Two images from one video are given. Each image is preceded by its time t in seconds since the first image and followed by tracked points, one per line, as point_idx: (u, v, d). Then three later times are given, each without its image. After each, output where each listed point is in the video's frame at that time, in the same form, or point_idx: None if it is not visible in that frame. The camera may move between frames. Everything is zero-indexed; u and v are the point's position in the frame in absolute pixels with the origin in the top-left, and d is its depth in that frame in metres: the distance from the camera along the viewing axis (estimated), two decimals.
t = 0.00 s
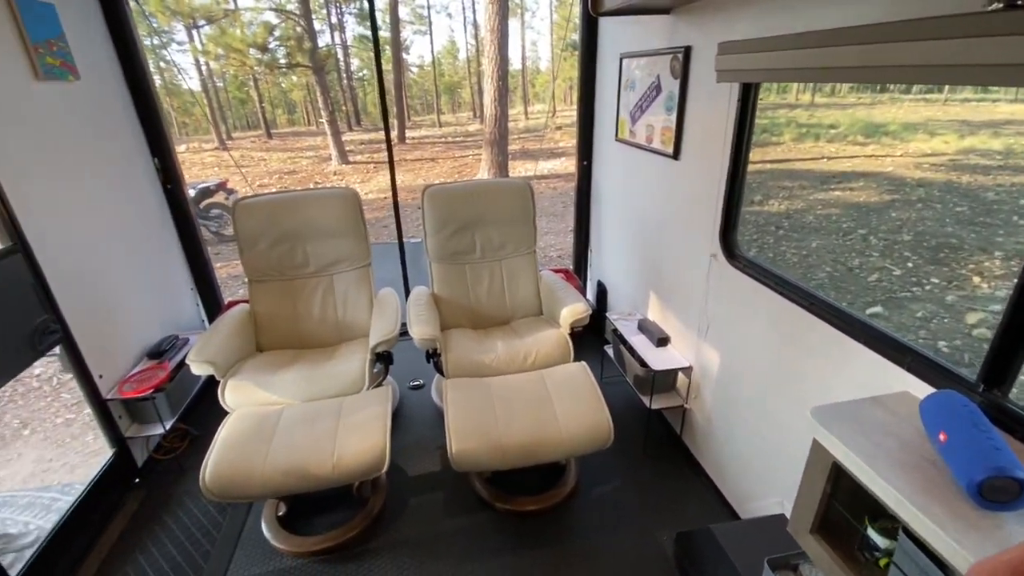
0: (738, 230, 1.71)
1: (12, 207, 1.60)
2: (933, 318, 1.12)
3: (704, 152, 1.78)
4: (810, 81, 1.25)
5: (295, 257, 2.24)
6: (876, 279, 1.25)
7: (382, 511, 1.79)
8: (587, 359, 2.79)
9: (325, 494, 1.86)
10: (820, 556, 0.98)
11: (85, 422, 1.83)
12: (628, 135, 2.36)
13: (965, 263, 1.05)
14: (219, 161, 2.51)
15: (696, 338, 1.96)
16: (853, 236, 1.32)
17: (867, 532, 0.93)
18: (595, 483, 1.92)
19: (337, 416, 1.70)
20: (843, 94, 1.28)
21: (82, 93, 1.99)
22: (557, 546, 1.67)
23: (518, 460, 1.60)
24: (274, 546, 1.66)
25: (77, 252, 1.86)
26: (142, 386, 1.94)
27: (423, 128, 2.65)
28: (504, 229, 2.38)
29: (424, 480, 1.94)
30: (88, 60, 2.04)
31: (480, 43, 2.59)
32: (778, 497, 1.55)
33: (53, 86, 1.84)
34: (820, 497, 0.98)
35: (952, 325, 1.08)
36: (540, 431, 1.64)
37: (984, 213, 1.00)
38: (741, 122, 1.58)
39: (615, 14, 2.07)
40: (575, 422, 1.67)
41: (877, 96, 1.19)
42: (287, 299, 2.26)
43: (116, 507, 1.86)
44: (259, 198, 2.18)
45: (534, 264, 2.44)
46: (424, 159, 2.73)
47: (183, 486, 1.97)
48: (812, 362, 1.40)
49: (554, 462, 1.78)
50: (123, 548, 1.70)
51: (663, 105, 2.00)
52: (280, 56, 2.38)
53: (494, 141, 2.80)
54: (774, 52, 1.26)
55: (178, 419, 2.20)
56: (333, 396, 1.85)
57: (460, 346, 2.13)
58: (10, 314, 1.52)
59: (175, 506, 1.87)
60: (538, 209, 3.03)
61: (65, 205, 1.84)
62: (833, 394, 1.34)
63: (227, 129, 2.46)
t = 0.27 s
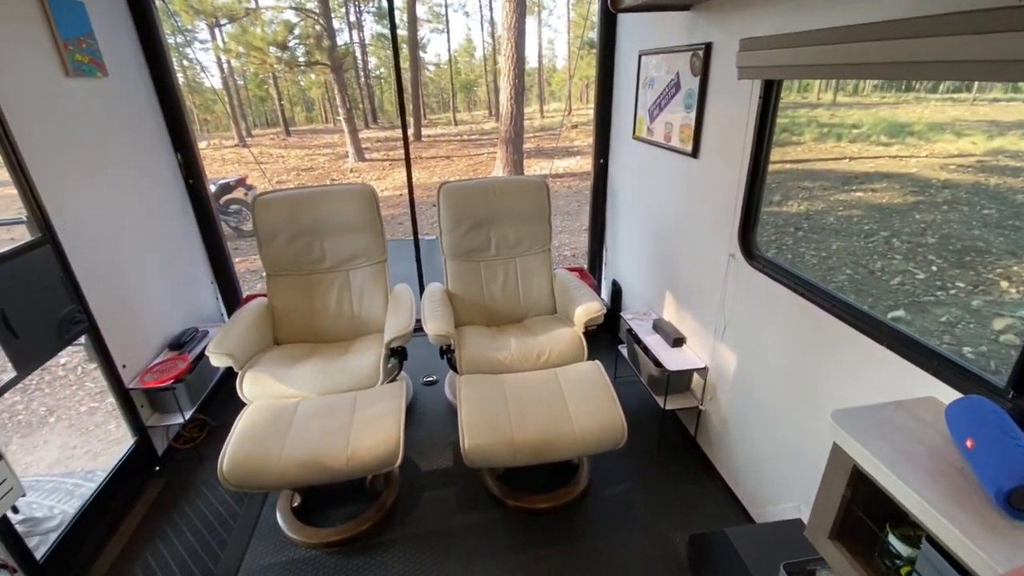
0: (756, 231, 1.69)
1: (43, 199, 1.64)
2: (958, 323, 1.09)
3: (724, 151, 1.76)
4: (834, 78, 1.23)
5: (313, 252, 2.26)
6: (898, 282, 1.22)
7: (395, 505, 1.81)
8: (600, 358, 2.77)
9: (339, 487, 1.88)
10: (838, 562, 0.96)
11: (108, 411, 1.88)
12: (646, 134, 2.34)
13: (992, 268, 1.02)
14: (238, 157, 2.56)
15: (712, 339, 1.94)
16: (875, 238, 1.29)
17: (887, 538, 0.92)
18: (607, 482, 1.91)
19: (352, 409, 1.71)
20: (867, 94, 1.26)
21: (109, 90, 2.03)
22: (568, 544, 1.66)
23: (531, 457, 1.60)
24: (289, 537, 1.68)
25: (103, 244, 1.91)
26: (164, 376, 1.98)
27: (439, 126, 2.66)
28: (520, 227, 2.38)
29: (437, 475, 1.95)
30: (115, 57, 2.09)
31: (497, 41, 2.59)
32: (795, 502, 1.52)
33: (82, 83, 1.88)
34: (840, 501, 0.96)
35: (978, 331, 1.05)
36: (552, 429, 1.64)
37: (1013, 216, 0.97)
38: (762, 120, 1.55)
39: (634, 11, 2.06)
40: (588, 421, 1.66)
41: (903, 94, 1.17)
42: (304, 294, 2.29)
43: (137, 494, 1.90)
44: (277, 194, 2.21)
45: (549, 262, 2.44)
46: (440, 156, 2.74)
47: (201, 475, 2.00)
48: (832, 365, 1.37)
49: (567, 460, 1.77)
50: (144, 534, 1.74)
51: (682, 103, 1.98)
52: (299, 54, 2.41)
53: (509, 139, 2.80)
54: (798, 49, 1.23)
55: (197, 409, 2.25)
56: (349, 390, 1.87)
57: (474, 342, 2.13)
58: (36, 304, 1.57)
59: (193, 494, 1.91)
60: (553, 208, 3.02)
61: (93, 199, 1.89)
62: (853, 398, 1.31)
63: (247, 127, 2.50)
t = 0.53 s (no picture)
0: (769, 231, 1.67)
1: (62, 194, 1.67)
2: (976, 326, 1.07)
3: (738, 150, 1.74)
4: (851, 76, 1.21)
5: (324, 248, 2.28)
6: (914, 284, 1.20)
7: (404, 499, 1.82)
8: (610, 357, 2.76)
9: (348, 481, 1.89)
10: (851, 565, 0.94)
11: (123, 402, 1.91)
12: (659, 132, 2.32)
13: (1011, 270, 1.00)
14: (251, 154, 2.58)
15: (724, 339, 1.92)
16: (890, 239, 1.27)
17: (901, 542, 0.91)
18: (616, 481, 1.91)
19: (362, 404, 1.73)
20: (884, 92, 1.24)
21: (126, 86, 2.06)
22: (576, 542, 1.66)
23: (540, 455, 1.60)
24: (299, 529, 1.69)
25: (120, 238, 1.93)
26: (177, 369, 2.01)
27: (449, 124, 2.66)
28: (530, 225, 2.37)
29: (445, 471, 1.96)
30: (133, 54, 2.12)
31: (508, 39, 2.58)
32: (806, 505, 1.51)
33: (101, 79, 1.91)
34: (853, 503, 0.95)
35: (996, 334, 1.03)
36: (561, 427, 1.63)
37: None
38: (777, 118, 1.53)
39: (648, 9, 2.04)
40: (597, 419, 1.66)
41: (921, 93, 1.15)
42: (315, 289, 2.30)
43: (150, 484, 1.93)
44: (290, 190, 2.22)
45: (558, 260, 2.44)
46: (450, 154, 2.74)
47: (213, 467, 2.03)
48: (846, 367, 1.36)
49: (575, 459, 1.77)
50: (156, 524, 1.77)
51: (696, 101, 1.96)
52: (312, 52, 2.42)
53: (520, 137, 2.80)
54: (814, 46, 1.22)
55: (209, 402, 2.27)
56: (358, 385, 1.88)
57: (483, 339, 2.13)
58: (53, 297, 1.59)
59: (205, 486, 1.93)
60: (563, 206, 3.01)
61: (110, 194, 1.91)
62: (867, 401, 1.29)
63: (260, 123, 2.52)
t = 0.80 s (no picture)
0: (775, 230, 1.65)
1: (71, 189, 1.68)
2: (985, 327, 1.06)
3: (746, 147, 1.72)
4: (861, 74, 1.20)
5: (330, 244, 2.28)
6: (922, 284, 1.19)
7: (408, 496, 1.82)
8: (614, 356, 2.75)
9: (352, 477, 1.90)
10: (856, 566, 0.94)
11: (130, 396, 1.92)
12: (666, 129, 2.31)
13: (1021, 271, 0.99)
14: (258, 151, 2.59)
15: (730, 338, 1.91)
16: (898, 239, 1.26)
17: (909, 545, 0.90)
18: (620, 480, 1.90)
19: (367, 400, 1.73)
20: (892, 90, 1.23)
21: (134, 82, 2.07)
22: (580, 540, 1.66)
23: (544, 453, 1.60)
24: (303, 524, 1.70)
25: (127, 234, 1.95)
26: (184, 363, 2.02)
27: (455, 121, 2.66)
28: (536, 222, 2.37)
29: (449, 468, 1.96)
30: (141, 51, 2.13)
31: (515, 36, 2.57)
32: (812, 505, 1.50)
33: (110, 75, 1.92)
34: (859, 505, 0.94)
35: (1006, 336, 1.02)
36: (565, 425, 1.63)
37: None
38: (786, 116, 1.51)
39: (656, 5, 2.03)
40: (602, 417, 1.66)
41: (931, 92, 1.13)
42: (321, 285, 2.31)
43: (157, 478, 1.94)
44: (296, 186, 2.23)
45: (564, 258, 2.43)
46: (455, 151, 2.74)
47: (219, 462, 2.04)
48: (854, 367, 1.34)
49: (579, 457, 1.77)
50: (163, 517, 1.78)
51: (704, 98, 1.95)
52: (318, 49, 2.42)
53: (525, 135, 2.79)
54: (825, 43, 1.20)
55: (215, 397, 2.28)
56: (363, 381, 1.88)
57: (488, 337, 2.13)
58: (62, 292, 1.60)
59: (211, 480, 1.94)
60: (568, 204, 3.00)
61: (118, 189, 1.93)
62: (875, 402, 1.28)
63: (266, 120, 2.53)
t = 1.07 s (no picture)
0: (778, 230, 1.65)
1: (76, 186, 1.69)
2: (988, 326, 1.06)
3: (750, 146, 1.72)
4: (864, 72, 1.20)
5: (332, 241, 2.28)
6: (925, 284, 1.20)
7: (410, 493, 1.83)
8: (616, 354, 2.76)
9: (355, 474, 1.90)
10: (860, 566, 0.94)
11: (134, 393, 1.93)
12: (669, 127, 2.31)
13: None
14: (260, 148, 2.59)
15: (732, 337, 1.91)
16: (901, 238, 1.26)
17: (913, 544, 0.90)
18: (622, 478, 1.91)
19: (370, 397, 1.74)
20: (896, 89, 1.22)
21: (138, 79, 2.07)
22: (582, 538, 1.67)
23: (546, 451, 1.60)
24: (306, 521, 1.71)
25: (131, 230, 1.95)
26: (188, 360, 2.03)
27: (457, 118, 2.65)
28: (538, 220, 2.37)
29: (451, 465, 1.97)
30: (145, 48, 2.13)
31: (517, 34, 2.56)
32: (814, 505, 1.50)
33: (114, 72, 1.92)
34: (863, 505, 0.94)
35: (1009, 336, 1.02)
36: (568, 423, 1.64)
37: None
38: (791, 114, 1.51)
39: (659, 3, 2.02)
40: (604, 415, 1.66)
41: (934, 91, 1.13)
42: (323, 283, 2.31)
43: (160, 474, 1.95)
44: (298, 183, 2.23)
45: (566, 256, 2.43)
46: (457, 149, 2.74)
47: (222, 458, 2.05)
48: (857, 367, 1.35)
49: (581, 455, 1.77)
50: (166, 513, 1.79)
51: (707, 97, 1.94)
52: (320, 46, 2.42)
53: (527, 133, 2.78)
54: (829, 42, 1.20)
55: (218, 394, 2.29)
56: (366, 378, 1.89)
57: (490, 335, 2.14)
58: (66, 288, 1.60)
59: (214, 477, 1.95)
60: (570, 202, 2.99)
61: (122, 186, 1.93)
62: (878, 401, 1.28)
63: (268, 117, 2.53)
